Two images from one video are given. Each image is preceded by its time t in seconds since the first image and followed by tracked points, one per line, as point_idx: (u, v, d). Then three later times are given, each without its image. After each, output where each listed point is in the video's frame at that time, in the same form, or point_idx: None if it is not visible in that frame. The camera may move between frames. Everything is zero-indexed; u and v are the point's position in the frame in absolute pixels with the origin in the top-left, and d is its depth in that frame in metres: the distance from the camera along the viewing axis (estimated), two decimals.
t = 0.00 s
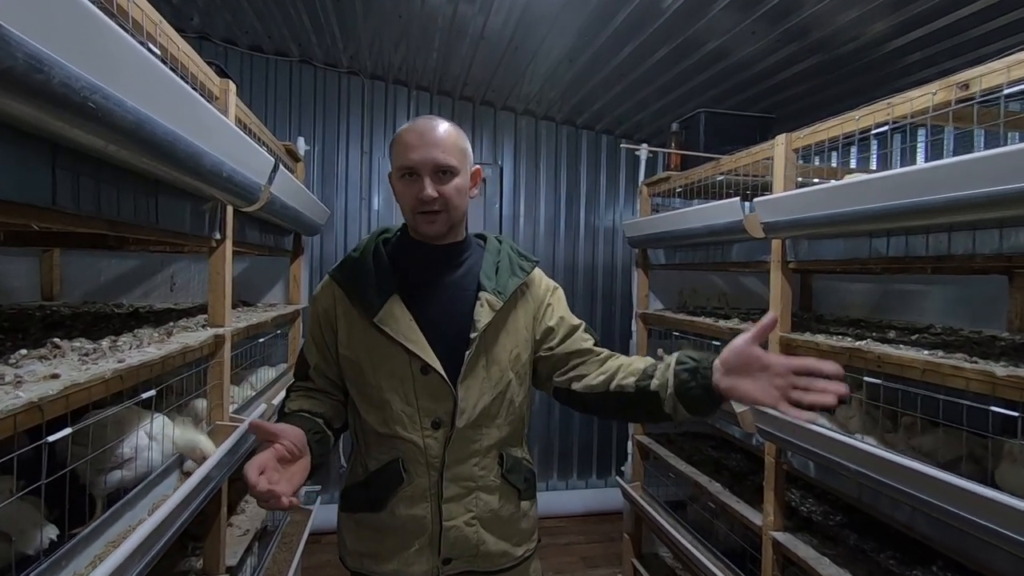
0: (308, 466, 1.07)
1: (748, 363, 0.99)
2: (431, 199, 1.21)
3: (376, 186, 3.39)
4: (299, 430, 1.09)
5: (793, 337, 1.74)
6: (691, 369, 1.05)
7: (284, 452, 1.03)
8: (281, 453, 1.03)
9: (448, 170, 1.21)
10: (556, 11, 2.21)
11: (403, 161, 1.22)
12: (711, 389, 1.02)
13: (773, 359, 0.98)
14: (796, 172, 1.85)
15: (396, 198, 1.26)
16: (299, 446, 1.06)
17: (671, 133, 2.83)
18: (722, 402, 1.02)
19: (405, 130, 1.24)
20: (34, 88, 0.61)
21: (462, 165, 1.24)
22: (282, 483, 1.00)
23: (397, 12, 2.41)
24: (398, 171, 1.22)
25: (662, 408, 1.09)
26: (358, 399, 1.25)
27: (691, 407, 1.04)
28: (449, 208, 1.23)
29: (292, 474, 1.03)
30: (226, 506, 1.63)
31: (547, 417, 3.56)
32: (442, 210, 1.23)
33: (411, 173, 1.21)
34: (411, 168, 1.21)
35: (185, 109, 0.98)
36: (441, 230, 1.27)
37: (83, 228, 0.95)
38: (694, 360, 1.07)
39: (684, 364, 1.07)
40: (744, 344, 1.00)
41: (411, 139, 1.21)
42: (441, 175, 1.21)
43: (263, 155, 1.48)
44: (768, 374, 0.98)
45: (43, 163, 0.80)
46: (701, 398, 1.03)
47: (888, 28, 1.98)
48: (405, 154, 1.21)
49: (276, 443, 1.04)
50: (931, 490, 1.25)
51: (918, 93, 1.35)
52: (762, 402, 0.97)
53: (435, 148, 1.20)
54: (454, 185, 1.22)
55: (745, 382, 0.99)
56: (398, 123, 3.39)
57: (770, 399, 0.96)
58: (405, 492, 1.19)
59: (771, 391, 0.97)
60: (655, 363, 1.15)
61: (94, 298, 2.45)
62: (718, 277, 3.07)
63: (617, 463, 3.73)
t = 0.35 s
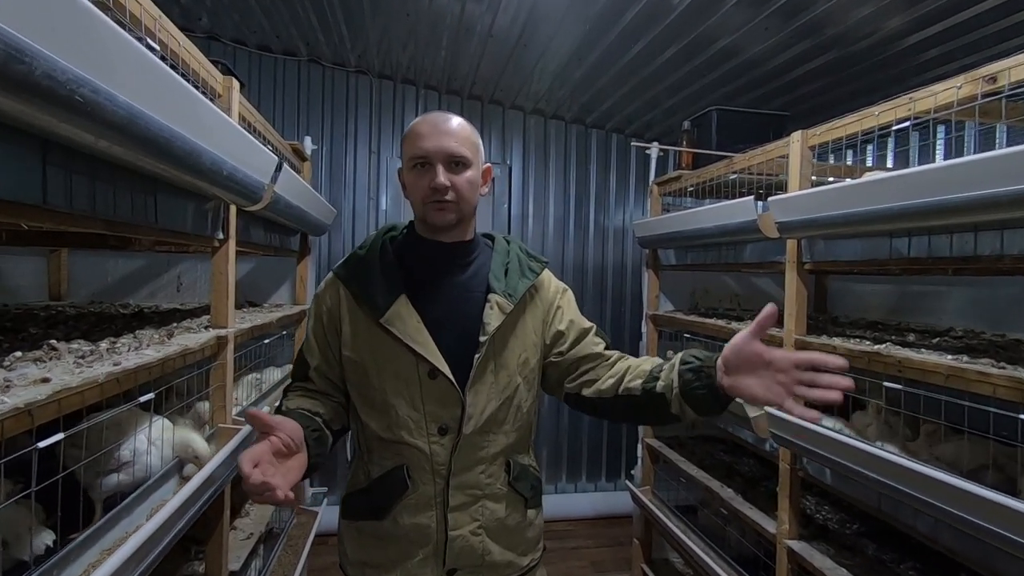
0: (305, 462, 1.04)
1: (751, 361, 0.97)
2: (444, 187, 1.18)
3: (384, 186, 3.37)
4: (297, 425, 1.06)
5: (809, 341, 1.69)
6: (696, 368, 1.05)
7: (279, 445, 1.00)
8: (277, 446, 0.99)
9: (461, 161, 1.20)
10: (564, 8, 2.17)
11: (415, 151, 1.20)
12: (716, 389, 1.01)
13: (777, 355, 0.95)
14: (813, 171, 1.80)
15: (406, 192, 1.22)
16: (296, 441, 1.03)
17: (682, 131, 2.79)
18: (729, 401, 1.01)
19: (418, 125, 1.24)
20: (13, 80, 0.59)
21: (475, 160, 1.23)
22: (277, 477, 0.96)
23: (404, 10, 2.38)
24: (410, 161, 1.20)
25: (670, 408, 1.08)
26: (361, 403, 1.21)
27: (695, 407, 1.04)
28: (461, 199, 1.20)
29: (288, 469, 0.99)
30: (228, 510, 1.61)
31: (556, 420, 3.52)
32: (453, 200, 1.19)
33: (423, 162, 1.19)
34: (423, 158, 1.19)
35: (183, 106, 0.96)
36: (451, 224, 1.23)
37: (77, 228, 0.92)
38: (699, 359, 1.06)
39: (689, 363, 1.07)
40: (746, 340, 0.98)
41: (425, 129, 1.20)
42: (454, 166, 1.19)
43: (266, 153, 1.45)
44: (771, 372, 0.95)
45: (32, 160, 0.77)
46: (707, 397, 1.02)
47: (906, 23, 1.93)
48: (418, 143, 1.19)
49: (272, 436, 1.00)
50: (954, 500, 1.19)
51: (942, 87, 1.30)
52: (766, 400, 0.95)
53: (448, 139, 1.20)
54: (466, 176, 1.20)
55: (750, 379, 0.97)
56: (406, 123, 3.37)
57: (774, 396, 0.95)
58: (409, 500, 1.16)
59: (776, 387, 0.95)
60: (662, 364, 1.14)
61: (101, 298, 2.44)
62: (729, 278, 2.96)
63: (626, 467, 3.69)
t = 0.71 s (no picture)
0: (272, 463, 1.01)
1: (762, 385, 1.04)
2: (450, 185, 1.15)
3: (394, 186, 3.35)
4: (263, 427, 1.03)
5: (826, 343, 1.65)
6: (707, 389, 1.08)
7: (233, 447, 0.97)
8: (229, 448, 0.96)
9: (468, 158, 1.17)
10: (575, 5, 2.14)
11: (421, 147, 1.17)
12: (726, 412, 1.05)
13: (789, 383, 1.03)
14: (830, 169, 1.75)
15: (411, 189, 1.20)
16: (258, 443, 1.00)
17: (695, 129, 2.75)
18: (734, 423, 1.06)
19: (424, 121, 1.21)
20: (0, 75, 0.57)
21: (482, 157, 1.20)
22: (228, 481, 0.94)
23: (413, 9, 2.36)
24: (416, 157, 1.17)
25: (674, 423, 1.11)
26: (367, 405, 1.19)
27: (704, 425, 1.07)
28: (467, 198, 1.17)
29: (247, 472, 0.97)
30: (234, 513, 1.59)
31: (566, 421, 3.49)
32: (460, 199, 1.16)
33: (430, 159, 1.16)
34: (430, 154, 1.16)
35: (183, 105, 0.94)
36: (456, 223, 1.20)
37: (75, 227, 0.91)
38: (709, 379, 1.09)
39: (699, 382, 1.09)
40: (762, 366, 1.04)
41: (431, 125, 1.17)
42: (461, 163, 1.16)
43: (270, 152, 1.43)
44: (782, 398, 1.03)
45: (27, 158, 0.76)
46: (717, 419, 1.06)
47: (926, 17, 1.87)
48: (424, 139, 1.17)
49: (225, 438, 0.97)
50: (976, 508, 1.15)
51: (966, 80, 1.25)
52: (775, 423, 1.01)
53: (455, 135, 1.17)
54: (474, 175, 1.17)
55: (760, 402, 1.03)
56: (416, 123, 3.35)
57: (783, 420, 1.01)
58: (416, 503, 1.14)
59: (784, 412, 1.01)
60: (670, 378, 1.15)
61: (111, 298, 2.44)
62: (744, 278, 2.92)
63: (638, 469, 3.65)
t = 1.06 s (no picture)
0: (283, 474, 1.00)
1: (768, 409, 1.08)
2: (468, 181, 1.14)
3: (406, 188, 3.35)
4: (272, 438, 1.02)
5: (845, 346, 1.61)
6: (712, 409, 1.13)
7: (242, 461, 0.96)
8: (238, 462, 0.95)
9: (486, 158, 1.16)
10: (586, 4, 2.12)
11: (439, 145, 1.16)
12: (732, 432, 1.10)
13: (794, 407, 1.07)
14: (849, 168, 1.72)
15: (427, 187, 1.18)
16: (267, 455, 0.99)
17: (709, 128, 2.71)
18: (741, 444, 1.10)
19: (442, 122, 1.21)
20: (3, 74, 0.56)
21: (500, 159, 1.19)
22: (238, 495, 0.94)
23: (424, 11, 2.36)
24: (434, 154, 1.16)
25: (677, 440, 1.15)
26: (378, 408, 1.18)
27: (707, 444, 1.12)
28: (485, 195, 1.16)
29: (257, 485, 0.96)
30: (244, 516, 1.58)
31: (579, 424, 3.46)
32: (477, 196, 1.15)
33: (448, 156, 1.15)
34: (447, 151, 1.15)
35: (191, 105, 0.93)
36: (473, 221, 1.19)
37: (84, 228, 0.91)
38: (715, 400, 1.14)
39: (706, 403, 1.14)
40: (768, 390, 1.08)
41: (450, 124, 1.17)
42: (479, 162, 1.15)
43: (281, 154, 1.43)
44: (788, 421, 1.07)
45: (35, 159, 0.75)
46: (720, 438, 1.11)
47: (947, 12, 1.83)
48: (443, 137, 1.16)
49: (234, 452, 0.96)
50: (1002, 518, 1.11)
51: (991, 74, 1.22)
52: (781, 446, 1.06)
53: (473, 134, 1.16)
54: (491, 173, 1.16)
55: (766, 426, 1.07)
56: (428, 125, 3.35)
57: (788, 443, 1.06)
58: (425, 508, 1.12)
59: (790, 435, 1.06)
60: (675, 396, 1.20)
61: (127, 300, 2.46)
62: (759, 279, 2.89)
63: (651, 473, 3.61)
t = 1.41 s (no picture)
0: (290, 474, 1.00)
1: (772, 412, 1.07)
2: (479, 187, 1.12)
3: (417, 190, 3.35)
4: (281, 437, 1.01)
5: (861, 348, 1.58)
6: (717, 412, 1.12)
7: (251, 459, 0.96)
8: (247, 460, 0.95)
9: (497, 163, 1.14)
10: (597, 3, 2.10)
11: (451, 149, 1.14)
12: (737, 435, 1.08)
13: (798, 411, 1.06)
14: (865, 166, 1.68)
15: (438, 190, 1.17)
16: (275, 453, 0.98)
17: (722, 127, 2.68)
18: (744, 447, 1.09)
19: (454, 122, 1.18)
20: (5, 75, 0.56)
21: (511, 163, 1.17)
22: (246, 492, 0.94)
23: (434, 13, 2.35)
24: (444, 158, 1.14)
25: (682, 443, 1.14)
26: (386, 408, 1.17)
27: (710, 447, 1.11)
28: (495, 201, 1.15)
29: (266, 482, 0.96)
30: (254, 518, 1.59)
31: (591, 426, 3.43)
32: (488, 202, 1.14)
33: (459, 160, 1.13)
34: (459, 156, 1.13)
35: (197, 106, 0.93)
36: (483, 226, 1.18)
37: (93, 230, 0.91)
38: (720, 404, 1.14)
39: (711, 406, 1.14)
40: (773, 394, 1.07)
41: (462, 128, 1.15)
42: (490, 168, 1.14)
43: (289, 156, 1.43)
44: (792, 425, 1.06)
45: (42, 162, 0.75)
46: (724, 442, 1.10)
47: (967, 6, 1.79)
48: (455, 140, 1.14)
49: (243, 450, 0.96)
50: None
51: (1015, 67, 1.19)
52: (785, 449, 1.05)
53: (484, 138, 1.14)
54: (502, 179, 1.14)
55: (770, 429, 1.06)
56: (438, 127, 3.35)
57: (792, 447, 1.05)
58: (432, 509, 1.11)
59: (794, 439, 1.05)
60: (680, 399, 1.19)
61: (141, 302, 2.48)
62: (773, 280, 2.84)
63: (664, 476, 3.57)
